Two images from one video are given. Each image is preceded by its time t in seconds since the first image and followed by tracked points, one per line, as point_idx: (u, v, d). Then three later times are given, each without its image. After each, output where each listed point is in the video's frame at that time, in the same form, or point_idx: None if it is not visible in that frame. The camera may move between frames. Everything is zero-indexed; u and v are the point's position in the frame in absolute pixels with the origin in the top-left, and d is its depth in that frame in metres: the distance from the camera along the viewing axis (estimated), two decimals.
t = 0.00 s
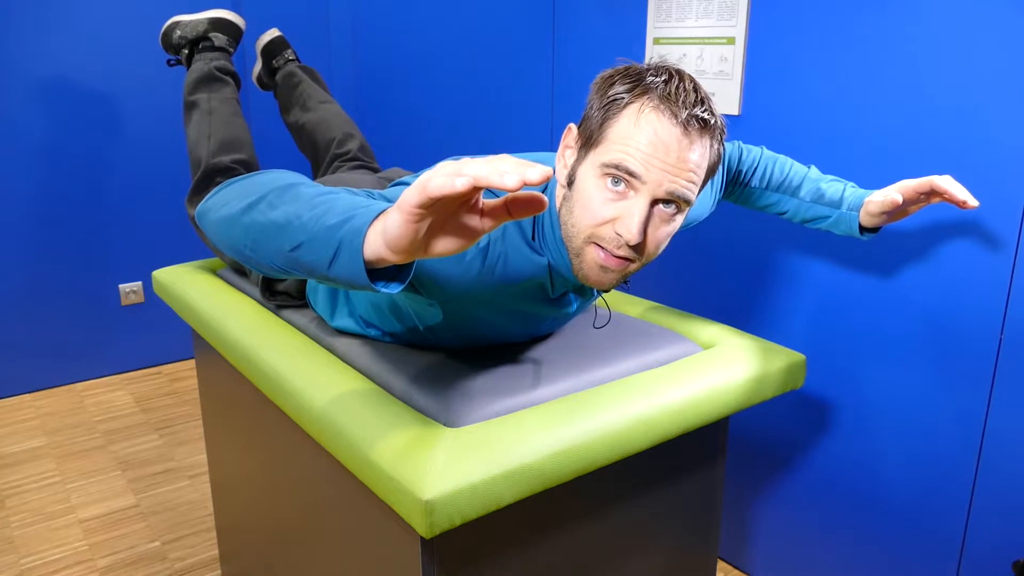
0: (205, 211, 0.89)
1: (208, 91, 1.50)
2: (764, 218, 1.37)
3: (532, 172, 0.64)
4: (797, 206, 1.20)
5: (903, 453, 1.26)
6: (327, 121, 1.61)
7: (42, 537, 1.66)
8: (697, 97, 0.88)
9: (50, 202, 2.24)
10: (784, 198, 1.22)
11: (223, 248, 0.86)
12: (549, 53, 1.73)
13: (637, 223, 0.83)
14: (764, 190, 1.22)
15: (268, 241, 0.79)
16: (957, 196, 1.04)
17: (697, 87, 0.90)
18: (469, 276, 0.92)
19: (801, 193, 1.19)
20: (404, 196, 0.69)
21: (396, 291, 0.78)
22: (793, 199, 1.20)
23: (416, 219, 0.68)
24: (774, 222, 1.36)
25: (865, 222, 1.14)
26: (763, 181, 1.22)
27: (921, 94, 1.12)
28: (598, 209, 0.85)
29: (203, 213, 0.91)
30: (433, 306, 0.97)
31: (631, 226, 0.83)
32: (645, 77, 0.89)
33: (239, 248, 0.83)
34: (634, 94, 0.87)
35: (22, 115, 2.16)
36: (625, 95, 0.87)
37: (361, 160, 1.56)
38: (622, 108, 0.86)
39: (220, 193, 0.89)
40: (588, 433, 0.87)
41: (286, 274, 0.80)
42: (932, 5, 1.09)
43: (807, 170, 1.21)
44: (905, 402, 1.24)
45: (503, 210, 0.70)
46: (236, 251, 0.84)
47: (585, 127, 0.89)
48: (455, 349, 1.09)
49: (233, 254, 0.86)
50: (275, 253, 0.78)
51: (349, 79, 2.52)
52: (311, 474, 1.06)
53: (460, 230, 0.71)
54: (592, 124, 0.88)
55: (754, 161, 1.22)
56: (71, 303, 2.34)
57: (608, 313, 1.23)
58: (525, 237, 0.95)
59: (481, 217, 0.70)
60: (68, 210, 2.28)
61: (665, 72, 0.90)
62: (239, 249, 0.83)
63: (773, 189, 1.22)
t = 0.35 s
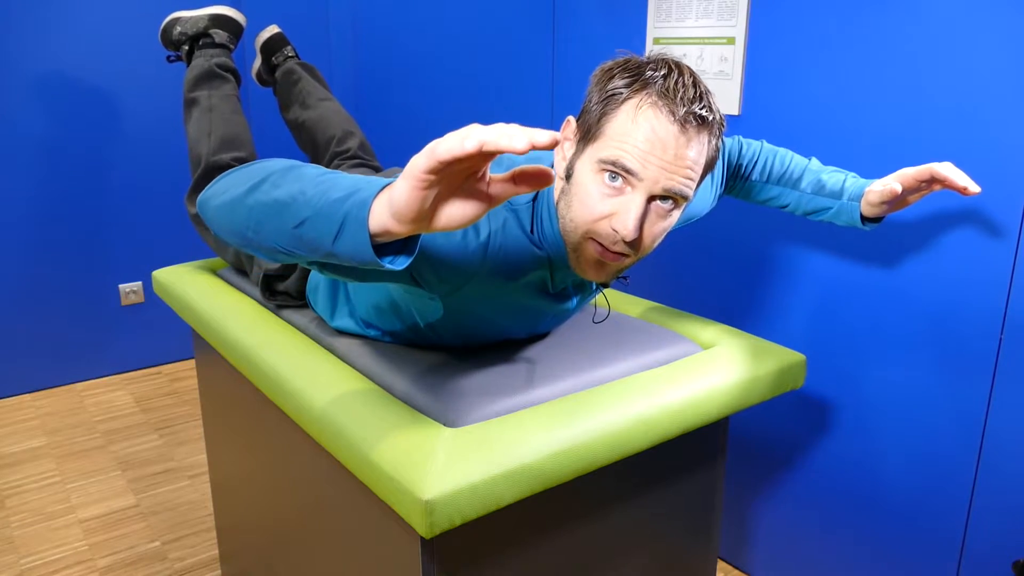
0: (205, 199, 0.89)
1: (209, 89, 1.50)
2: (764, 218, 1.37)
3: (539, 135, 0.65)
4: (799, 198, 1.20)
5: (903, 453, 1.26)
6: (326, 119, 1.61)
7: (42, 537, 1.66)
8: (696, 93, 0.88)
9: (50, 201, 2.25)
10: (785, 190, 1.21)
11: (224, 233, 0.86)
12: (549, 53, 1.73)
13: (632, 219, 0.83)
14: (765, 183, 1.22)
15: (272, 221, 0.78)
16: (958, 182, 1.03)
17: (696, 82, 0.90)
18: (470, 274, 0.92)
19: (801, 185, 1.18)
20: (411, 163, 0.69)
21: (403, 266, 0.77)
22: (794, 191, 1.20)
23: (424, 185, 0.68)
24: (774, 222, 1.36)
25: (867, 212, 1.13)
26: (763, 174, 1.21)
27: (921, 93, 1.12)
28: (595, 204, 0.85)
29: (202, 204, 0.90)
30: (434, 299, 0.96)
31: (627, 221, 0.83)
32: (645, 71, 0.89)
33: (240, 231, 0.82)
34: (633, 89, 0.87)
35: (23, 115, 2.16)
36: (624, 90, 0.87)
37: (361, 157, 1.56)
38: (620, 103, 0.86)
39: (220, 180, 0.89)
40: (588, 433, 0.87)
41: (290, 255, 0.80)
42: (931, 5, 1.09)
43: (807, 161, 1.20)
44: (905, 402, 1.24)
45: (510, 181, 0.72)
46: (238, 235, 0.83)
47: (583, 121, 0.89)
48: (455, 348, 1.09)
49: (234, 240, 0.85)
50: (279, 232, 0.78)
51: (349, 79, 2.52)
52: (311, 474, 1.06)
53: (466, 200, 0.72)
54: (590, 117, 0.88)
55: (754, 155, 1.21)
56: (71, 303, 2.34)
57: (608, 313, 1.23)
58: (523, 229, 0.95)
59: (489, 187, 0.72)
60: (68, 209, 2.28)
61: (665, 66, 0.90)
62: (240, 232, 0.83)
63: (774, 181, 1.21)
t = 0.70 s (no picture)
0: (208, 195, 0.89)
1: (208, 89, 1.50)
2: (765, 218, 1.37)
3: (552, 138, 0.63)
4: (801, 192, 1.18)
5: (903, 452, 1.26)
6: (326, 119, 1.61)
7: (42, 537, 1.66)
8: (699, 90, 0.88)
9: (50, 201, 2.25)
10: (787, 185, 1.20)
11: (228, 229, 0.86)
12: (549, 54, 1.73)
13: (639, 217, 0.83)
14: (767, 179, 1.21)
15: (277, 218, 0.78)
16: (960, 175, 1.01)
17: (698, 79, 0.90)
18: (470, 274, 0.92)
19: (803, 179, 1.17)
20: (422, 159, 0.68)
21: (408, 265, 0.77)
22: (796, 186, 1.19)
23: (432, 182, 0.68)
24: (774, 221, 1.37)
25: (870, 207, 1.11)
26: (765, 169, 1.20)
27: (921, 93, 1.12)
28: (600, 204, 0.85)
29: (207, 200, 0.90)
30: (436, 299, 0.96)
31: (634, 220, 0.83)
32: (647, 70, 0.89)
33: (244, 227, 0.83)
34: (636, 88, 0.86)
35: (23, 114, 2.16)
36: (627, 89, 0.87)
37: (362, 157, 1.56)
38: (624, 103, 0.85)
39: (225, 175, 0.89)
40: (588, 433, 0.87)
41: (294, 252, 0.80)
42: (930, 5, 1.09)
43: (810, 155, 1.19)
44: (905, 402, 1.24)
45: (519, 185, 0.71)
46: (242, 232, 0.83)
47: (586, 120, 0.89)
48: (455, 348, 1.09)
49: (238, 236, 0.85)
50: (284, 228, 0.78)
51: (349, 79, 2.52)
52: (311, 474, 1.06)
53: (473, 200, 0.71)
54: (594, 117, 0.88)
55: (755, 151, 1.20)
56: (71, 303, 2.34)
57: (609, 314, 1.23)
58: (526, 231, 0.94)
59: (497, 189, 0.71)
60: (68, 209, 2.28)
61: (666, 64, 0.90)
62: (244, 228, 0.83)
63: (776, 176, 1.20)
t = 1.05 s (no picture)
0: (208, 169, 0.89)
1: (210, 91, 1.50)
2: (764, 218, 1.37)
3: (540, 163, 0.63)
4: (801, 191, 1.18)
5: (903, 453, 1.26)
6: (327, 121, 1.61)
7: (42, 538, 1.66)
8: (702, 85, 0.88)
9: (50, 201, 2.25)
10: (787, 184, 1.19)
11: (223, 207, 0.86)
12: (549, 53, 1.73)
13: (663, 221, 0.84)
14: (767, 176, 1.20)
15: (268, 202, 0.78)
16: (959, 177, 1.01)
17: (696, 73, 0.90)
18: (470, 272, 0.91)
19: (803, 177, 1.17)
20: (412, 164, 0.68)
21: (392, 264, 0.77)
22: (796, 184, 1.18)
23: (420, 189, 0.67)
24: (774, 221, 1.37)
25: (869, 207, 1.11)
26: (765, 168, 1.19)
27: (920, 94, 1.12)
28: (618, 211, 0.85)
29: (205, 172, 0.90)
30: (433, 292, 0.96)
31: (658, 224, 0.84)
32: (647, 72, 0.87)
33: (238, 207, 0.83)
34: (640, 90, 0.85)
35: (23, 113, 2.16)
36: (633, 94, 0.85)
37: (364, 159, 1.56)
38: (632, 109, 0.84)
39: (226, 152, 0.89)
40: (588, 433, 0.87)
41: (283, 238, 0.80)
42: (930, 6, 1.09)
43: (811, 154, 1.19)
44: (905, 403, 1.24)
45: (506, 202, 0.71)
46: (235, 211, 0.84)
47: (591, 127, 0.88)
48: (455, 348, 1.09)
49: (232, 213, 0.85)
50: (274, 214, 0.78)
51: (349, 79, 2.52)
52: (311, 474, 1.06)
53: (459, 212, 0.70)
54: (600, 123, 0.87)
55: (756, 149, 1.19)
56: (71, 303, 2.34)
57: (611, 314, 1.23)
58: (524, 229, 0.95)
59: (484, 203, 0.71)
60: (68, 209, 2.28)
61: (664, 62, 0.89)
62: (237, 208, 0.83)
63: (776, 175, 1.19)
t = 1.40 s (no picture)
0: (211, 195, 0.90)
1: (210, 92, 1.50)
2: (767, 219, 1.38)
3: (534, 138, 0.62)
4: (812, 191, 1.17)
5: (903, 453, 1.26)
6: (326, 122, 1.61)
7: (42, 538, 1.66)
8: (700, 89, 0.88)
9: (50, 201, 2.25)
10: (796, 184, 1.18)
11: (226, 230, 0.86)
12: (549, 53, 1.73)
13: (694, 231, 0.86)
14: (775, 178, 1.19)
15: (269, 218, 0.79)
16: (975, 174, 1.00)
17: (687, 76, 0.90)
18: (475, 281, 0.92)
19: (813, 178, 1.16)
20: (402, 158, 0.67)
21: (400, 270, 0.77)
22: (806, 185, 1.17)
23: (415, 182, 0.66)
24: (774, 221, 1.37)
25: (883, 205, 1.10)
26: (773, 168, 1.18)
27: (921, 93, 1.12)
28: (647, 229, 0.86)
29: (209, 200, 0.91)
30: (439, 299, 0.96)
31: (688, 235, 0.86)
32: (648, 90, 0.85)
33: (240, 227, 0.83)
34: (652, 110, 0.84)
35: (23, 113, 2.16)
36: (645, 118, 0.83)
37: (362, 160, 1.55)
38: (651, 134, 0.83)
39: (226, 176, 0.89)
40: (588, 434, 0.87)
41: (286, 254, 0.80)
42: (930, 6, 1.09)
43: (819, 154, 1.18)
44: (905, 403, 1.25)
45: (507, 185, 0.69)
46: (238, 232, 0.84)
47: (604, 155, 0.85)
48: (456, 348, 1.09)
49: (236, 236, 0.86)
50: (275, 230, 0.78)
51: (349, 78, 2.52)
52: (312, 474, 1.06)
53: (461, 202, 0.69)
54: (615, 147, 0.84)
55: (762, 151, 1.18)
56: (71, 303, 2.34)
57: (613, 314, 1.23)
58: (526, 235, 0.95)
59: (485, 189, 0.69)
60: (68, 209, 2.28)
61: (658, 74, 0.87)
62: (240, 229, 0.83)
63: (785, 175, 1.18)
